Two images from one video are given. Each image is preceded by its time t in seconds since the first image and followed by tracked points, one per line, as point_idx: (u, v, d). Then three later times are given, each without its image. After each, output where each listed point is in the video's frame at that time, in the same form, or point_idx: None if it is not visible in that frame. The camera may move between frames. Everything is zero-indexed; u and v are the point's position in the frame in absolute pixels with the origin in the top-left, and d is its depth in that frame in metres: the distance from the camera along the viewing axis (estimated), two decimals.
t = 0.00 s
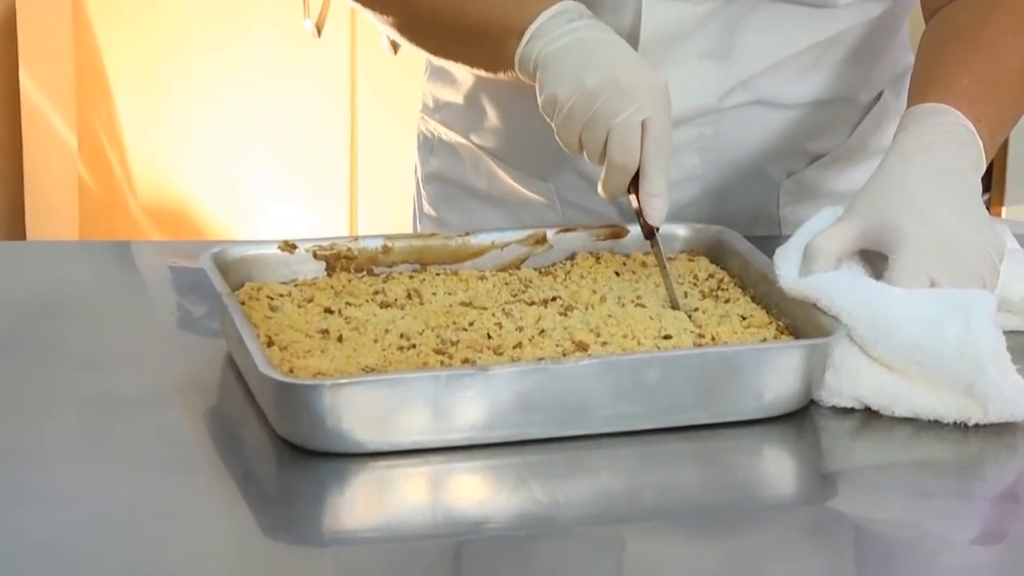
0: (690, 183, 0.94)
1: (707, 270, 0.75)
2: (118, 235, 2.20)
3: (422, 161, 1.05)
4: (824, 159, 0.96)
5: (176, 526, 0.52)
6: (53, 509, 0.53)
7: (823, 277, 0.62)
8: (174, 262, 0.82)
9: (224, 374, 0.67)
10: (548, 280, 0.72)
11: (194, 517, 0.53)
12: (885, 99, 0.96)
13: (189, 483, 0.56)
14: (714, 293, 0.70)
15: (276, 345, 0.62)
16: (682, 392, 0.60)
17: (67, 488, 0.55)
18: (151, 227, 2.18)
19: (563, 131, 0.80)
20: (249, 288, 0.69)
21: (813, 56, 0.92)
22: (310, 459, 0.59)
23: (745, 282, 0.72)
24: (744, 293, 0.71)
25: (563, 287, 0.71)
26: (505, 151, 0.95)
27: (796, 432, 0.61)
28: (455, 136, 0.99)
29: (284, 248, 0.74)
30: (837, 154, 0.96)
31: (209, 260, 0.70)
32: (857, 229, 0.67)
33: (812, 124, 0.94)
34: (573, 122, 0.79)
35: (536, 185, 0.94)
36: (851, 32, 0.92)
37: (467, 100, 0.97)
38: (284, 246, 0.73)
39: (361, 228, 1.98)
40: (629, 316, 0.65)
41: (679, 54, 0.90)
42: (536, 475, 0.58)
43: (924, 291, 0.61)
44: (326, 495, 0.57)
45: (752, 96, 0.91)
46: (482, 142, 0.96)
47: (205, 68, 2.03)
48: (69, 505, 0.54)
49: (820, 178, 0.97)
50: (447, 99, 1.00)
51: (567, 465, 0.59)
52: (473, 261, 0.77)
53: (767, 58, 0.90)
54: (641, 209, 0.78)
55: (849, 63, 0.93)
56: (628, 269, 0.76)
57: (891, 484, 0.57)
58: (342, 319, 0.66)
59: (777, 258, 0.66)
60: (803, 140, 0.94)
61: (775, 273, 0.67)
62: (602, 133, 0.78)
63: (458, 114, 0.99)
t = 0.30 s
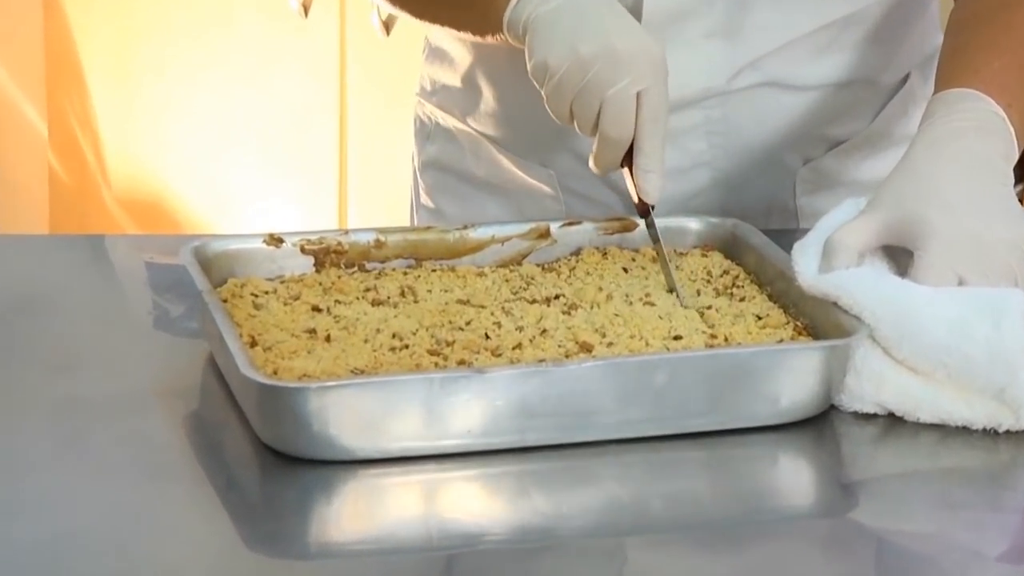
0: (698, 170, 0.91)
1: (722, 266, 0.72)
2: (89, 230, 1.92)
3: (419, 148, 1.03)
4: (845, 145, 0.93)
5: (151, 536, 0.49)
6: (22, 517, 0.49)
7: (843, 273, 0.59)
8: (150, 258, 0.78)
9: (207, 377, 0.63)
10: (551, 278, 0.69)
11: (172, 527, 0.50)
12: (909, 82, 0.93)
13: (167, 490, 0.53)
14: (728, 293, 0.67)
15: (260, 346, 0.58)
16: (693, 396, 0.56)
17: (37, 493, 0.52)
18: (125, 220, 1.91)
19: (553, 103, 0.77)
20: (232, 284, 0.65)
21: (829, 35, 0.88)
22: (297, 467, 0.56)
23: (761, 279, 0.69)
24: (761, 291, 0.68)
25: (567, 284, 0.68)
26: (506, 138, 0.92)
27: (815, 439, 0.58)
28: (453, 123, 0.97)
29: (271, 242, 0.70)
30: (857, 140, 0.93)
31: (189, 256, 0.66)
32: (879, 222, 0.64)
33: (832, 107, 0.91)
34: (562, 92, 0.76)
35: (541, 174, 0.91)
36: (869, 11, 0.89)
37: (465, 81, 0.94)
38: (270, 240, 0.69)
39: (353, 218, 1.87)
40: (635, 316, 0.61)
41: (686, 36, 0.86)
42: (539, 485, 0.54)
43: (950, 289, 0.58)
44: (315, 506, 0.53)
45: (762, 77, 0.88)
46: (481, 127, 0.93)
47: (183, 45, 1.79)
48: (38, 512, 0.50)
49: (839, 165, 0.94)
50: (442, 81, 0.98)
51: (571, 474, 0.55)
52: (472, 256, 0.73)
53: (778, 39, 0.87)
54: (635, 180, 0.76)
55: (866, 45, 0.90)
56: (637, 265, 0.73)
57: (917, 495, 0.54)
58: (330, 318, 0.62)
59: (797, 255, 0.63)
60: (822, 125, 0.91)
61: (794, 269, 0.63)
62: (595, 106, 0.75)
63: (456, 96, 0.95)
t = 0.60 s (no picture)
0: (711, 149, 0.88)
1: (740, 259, 0.69)
2: (61, 220, 1.74)
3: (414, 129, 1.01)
4: (866, 125, 0.89)
5: (123, 545, 0.45)
6: None
7: (865, 265, 0.57)
8: (126, 250, 0.75)
9: (187, 377, 0.59)
10: (555, 271, 0.66)
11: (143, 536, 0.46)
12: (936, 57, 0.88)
13: (141, 495, 0.49)
14: (745, 289, 0.64)
15: (243, 342, 0.54)
16: (704, 398, 0.53)
17: (1, 498, 0.48)
18: (101, 210, 1.74)
19: (543, 54, 0.78)
20: (213, 275, 0.62)
21: (846, 8, 0.85)
22: (281, 473, 0.52)
23: (778, 273, 0.66)
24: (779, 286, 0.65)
25: (571, 276, 0.65)
26: (506, 118, 0.89)
27: (837, 444, 0.54)
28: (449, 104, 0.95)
29: (255, 232, 0.66)
30: (879, 120, 0.89)
31: (168, 245, 0.62)
32: (904, 210, 0.62)
33: (854, 82, 0.87)
34: (556, 47, 0.77)
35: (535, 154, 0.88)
36: None
37: (464, 57, 0.92)
38: (254, 230, 0.66)
39: (342, 210, 1.73)
40: (644, 312, 0.58)
41: (695, 10, 0.83)
42: (540, 492, 0.51)
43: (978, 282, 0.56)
44: (301, 513, 0.49)
45: (778, 51, 0.85)
46: (478, 105, 0.91)
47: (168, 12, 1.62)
48: (0, 518, 0.47)
49: (861, 148, 0.90)
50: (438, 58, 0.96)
51: (574, 481, 0.52)
52: (468, 247, 0.70)
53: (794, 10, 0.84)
54: (628, 142, 0.74)
55: (890, 17, 0.86)
56: (646, 256, 0.70)
57: (945, 504, 0.50)
58: (318, 313, 0.58)
59: (816, 245, 0.61)
60: (844, 101, 0.88)
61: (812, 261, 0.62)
62: (586, 60, 0.75)
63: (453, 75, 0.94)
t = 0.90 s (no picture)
0: (725, 131, 0.84)
1: (755, 257, 0.65)
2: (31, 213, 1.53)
3: (408, 115, 0.98)
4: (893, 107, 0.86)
5: (91, 563, 0.42)
6: None
7: (889, 262, 0.54)
8: (100, 246, 0.71)
9: (164, 381, 0.56)
10: (559, 269, 0.62)
11: (114, 553, 0.43)
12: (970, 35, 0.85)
13: (115, 508, 0.46)
14: (762, 288, 0.61)
15: (224, 345, 0.51)
16: (718, 404, 0.49)
17: None
18: (70, 202, 1.53)
19: None
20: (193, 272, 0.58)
21: None
22: (266, 484, 0.49)
23: (796, 272, 0.63)
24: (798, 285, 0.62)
25: (576, 274, 0.61)
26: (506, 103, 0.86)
27: (860, 454, 0.51)
28: (443, 87, 0.92)
29: (237, 226, 0.63)
30: (904, 103, 0.86)
31: (143, 239, 0.59)
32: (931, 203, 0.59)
33: (879, 59, 0.84)
34: None
35: (541, 135, 0.86)
36: None
37: (460, 35, 0.89)
38: (236, 225, 0.63)
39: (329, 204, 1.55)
40: (653, 312, 0.55)
41: None
42: (542, 505, 0.47)
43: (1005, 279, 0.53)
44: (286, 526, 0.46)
45: (794, 26, 0.81)
46: (475, 85, 0.88)
47: None
48: None
49: (886, 129, 0.87)
50: (434, 38, 0.93)
51: (578, 494, 0.48)
52: (469, 241, 0.67)
53: None
54: (624, 90, 0.70)
55: None
56: (655, 252, 0.67)
57: (977, 516, 0.47)
58: (304, 313, 0.55)
59: (838, 241, 0.58)
60: (869, 81, 0.84)
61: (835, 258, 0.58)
62: None
63: (449, 56, 0.91)
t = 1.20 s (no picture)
0: (739, 116, 0.81)
1: (771, 254, 0.62)
2: None
3: (397, 101, 0.95)
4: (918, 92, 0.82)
5: None
6: None
7: (916, 262, 0.51)
8: (70, 244, 0.68)
9: (138, 389, 0.52)
10: (562, 267, 0.59)
11: None
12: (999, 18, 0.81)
13: (86, 525, 0.42)
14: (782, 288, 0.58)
15: (203, 350, 0.47)
16: (733, 412, 0.46)
17: None
18: (36, 195, 1.50)
19: None
20: (170, 271, 0.55)
21: None
22: (249, 499, 0.45)
23: (817, 271, 0.60)
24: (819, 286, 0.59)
25: (581, 274, 0.58)
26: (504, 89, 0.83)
27: (884, 467, 0.48)
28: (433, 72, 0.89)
29: (217, 222, 0.60)
30: (930, 89, 0.82)
31: (115, 237, 0.56)
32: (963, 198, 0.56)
33: (903, 40, 0.81)
34: None
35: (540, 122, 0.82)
36: None
37: (453, 15, 0.85)
38: (217, 221, 0.60)
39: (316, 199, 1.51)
40: (665, 315, 0.52)
41: None
42: (546, 521, 0.44)
43: None
44: (269, 546, 0.42)
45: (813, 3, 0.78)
46: (468, 68, 0.85)
47: None
48: None
49: (910, 117, 0.83)
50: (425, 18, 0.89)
51: (583, 509, 0.45)
52: (468, 239, 0.64)
53: None
54: (627, 74, 0.66)
55: None
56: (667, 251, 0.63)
57: (1013, 534, 0.44)
58: (289, 316, 0.52)
59: (861, 237, 0.55)
60: (891, 64, 0.81)
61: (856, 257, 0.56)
62: None
63: (439, 37, 0.87)
